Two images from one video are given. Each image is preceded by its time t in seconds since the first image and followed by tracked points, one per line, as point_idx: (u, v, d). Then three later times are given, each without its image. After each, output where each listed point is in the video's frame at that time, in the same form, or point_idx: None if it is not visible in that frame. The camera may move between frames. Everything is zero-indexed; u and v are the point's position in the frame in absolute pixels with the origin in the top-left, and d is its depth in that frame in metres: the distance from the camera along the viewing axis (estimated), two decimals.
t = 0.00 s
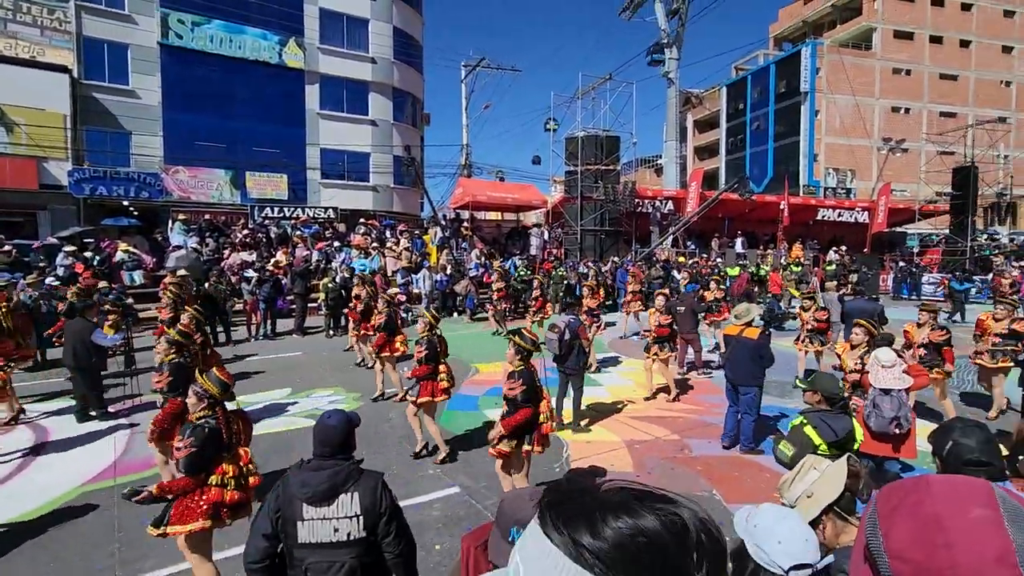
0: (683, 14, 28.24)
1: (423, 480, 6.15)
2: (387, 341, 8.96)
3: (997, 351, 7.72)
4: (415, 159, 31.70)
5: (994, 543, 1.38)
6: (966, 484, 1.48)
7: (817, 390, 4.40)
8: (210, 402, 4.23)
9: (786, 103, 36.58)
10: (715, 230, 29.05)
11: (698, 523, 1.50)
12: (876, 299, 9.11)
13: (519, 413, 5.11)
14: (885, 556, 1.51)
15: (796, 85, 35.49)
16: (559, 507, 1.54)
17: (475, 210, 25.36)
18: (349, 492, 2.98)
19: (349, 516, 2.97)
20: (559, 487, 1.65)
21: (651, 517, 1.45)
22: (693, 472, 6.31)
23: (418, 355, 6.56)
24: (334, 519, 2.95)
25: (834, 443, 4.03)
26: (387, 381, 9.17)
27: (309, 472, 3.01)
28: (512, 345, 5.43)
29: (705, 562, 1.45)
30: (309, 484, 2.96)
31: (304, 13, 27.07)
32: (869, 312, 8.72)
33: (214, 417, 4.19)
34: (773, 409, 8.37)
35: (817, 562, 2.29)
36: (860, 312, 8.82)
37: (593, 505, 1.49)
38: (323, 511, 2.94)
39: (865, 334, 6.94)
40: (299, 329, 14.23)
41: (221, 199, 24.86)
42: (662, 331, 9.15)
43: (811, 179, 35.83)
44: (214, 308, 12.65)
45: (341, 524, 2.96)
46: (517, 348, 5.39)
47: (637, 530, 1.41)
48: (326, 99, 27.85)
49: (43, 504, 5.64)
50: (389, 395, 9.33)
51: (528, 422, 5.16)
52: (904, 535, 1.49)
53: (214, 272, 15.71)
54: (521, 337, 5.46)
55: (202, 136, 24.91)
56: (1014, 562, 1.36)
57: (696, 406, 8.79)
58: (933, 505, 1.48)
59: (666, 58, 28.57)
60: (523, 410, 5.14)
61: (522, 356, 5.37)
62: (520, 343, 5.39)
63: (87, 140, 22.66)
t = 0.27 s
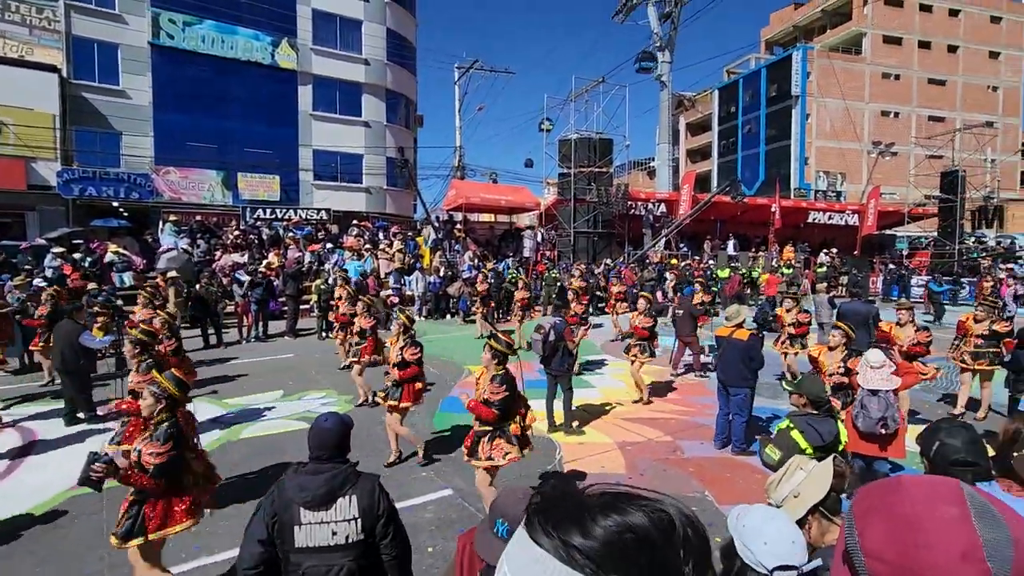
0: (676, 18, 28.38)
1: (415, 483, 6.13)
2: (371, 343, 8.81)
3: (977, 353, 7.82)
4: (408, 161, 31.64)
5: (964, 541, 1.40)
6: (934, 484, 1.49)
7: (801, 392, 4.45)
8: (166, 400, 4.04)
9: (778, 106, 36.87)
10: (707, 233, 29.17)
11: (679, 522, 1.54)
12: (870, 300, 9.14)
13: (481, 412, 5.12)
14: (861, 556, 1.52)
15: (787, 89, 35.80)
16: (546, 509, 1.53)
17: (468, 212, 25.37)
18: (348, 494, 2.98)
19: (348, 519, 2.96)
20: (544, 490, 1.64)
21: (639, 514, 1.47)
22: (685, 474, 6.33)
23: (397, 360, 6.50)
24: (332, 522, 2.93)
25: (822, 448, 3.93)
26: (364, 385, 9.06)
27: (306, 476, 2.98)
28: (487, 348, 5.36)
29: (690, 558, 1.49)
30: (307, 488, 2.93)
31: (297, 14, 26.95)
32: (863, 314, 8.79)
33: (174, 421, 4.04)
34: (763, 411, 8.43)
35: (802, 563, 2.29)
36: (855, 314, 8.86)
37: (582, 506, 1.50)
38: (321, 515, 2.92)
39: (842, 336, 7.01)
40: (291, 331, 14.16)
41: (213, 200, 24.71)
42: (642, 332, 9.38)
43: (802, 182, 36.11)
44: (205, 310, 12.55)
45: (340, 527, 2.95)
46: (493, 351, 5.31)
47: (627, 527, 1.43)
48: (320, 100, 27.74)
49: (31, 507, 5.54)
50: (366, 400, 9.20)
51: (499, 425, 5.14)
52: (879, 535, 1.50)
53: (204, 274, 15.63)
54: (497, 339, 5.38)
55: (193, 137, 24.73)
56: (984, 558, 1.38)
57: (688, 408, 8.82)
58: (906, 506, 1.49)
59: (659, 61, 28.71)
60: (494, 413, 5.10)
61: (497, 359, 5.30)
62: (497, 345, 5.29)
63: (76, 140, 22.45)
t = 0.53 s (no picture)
0: (670, 21, 28.53)
1: (408, 485, 6.09)
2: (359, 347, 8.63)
3: (965, 357, 7.86)
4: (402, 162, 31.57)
5: (938, 535, 1.43)
6: (907, 480, 1.52)
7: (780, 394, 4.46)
8: (124, 401, 4.17)
9: (771, 109, 37.09)
10: (700, 234, 29.20)
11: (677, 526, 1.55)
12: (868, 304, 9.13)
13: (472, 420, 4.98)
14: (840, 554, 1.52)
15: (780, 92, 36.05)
16: (543, 512, 1.56)
17: (462, 214, 25.37)
18: (349, 496, 2.97)
19: (348, 521, 2.95)
20: (540, 494, 1.68)
21: (635, 516, 1.50)
22: (678, 475, 6.34)
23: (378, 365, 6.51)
24: (333, 524, 2.92)
25: (800, 450, 3.79)
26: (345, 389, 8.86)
27: (305, 479, 2.96)
28: (463, 351, 5.22)
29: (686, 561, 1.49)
30: (307, 490, 2.92)
31: (291, 15, 26.86)
32: (859, 316, 8.84)
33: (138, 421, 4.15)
34: (755, 412, 8.45)
35: (789, 562, 2.30)
36: (852, 315, 8.94)
37: (578, 508, 1.53)
38: (321, 517, 2.90)
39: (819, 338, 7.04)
40: (283, 333, 14.07)
41: (205, 201, 24.57)
42: (635, 334, 9.38)
43: (795, 184, 36.31)
44: (197, 311, 12.42)
45: (340, 529, 2.93)
46: (468, 354, 5.18)
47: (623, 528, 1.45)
48: (313, 102, 27.66)
49: (18, 513, 5.47)
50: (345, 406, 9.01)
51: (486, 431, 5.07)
52: (857, 533, 1.50)
53: (196, 275, 15.53)
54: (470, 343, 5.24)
55: (185, 138, 24.59)
56: (957, 552, 1.42)
57: (680, 409, 8.84)
58: (881, 503, 1.50)
59: (652, 64, 28.84)
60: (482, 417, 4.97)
61: (474, 363, 5.19)
62: (470, 349, 5.17)
63: (67, 140, 22.29)
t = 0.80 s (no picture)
0: (665, 23, 28.61)
1: (404, 487, 6.09)
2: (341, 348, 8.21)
3: (944, 360, 7.94)
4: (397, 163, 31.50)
5: (934, 534, 1.44)
6: (903, 481, 1.53)
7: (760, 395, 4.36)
8: (83, 407, 3.96)
9: (765, 111, 37.27)
10: (695, 236, 29.30)
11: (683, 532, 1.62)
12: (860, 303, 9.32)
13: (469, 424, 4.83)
14: (839, 556, 1.49)
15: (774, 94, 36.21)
16: (552, 510, 1.59)
17: (457, 215, 25.35)
18: (352, 496, 3.00)
19: (351, 521, 2.97)
20: (545, 495, 1.71)
21: (645, 519, 1.56)
22: (673, 476, 6.37)
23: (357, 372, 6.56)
24: (336, 524, 2.93)
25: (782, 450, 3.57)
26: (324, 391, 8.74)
27: (307, 480, 2.96)
28: (438, 356, 4.98)
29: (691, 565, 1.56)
30: (310, 491, 2.92)
31: (285, 16, 26.76)
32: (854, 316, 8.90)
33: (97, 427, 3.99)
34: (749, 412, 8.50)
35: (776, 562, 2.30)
36: (847, 316, 9.01)
37: (588, 509, 1.57)
38: (324, 518, 2.91)
39: (796, 341, 7.17)
40: (277, 335, 14.01)
41: (199, 202, 24.46)
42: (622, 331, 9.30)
43: (788, 186, 36.49)
44: (191, 313, 12.32)
45: (343, 529, 2.94)
46: (443, 358, 4.95)
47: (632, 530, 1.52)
48: (308, 102, 27.58)
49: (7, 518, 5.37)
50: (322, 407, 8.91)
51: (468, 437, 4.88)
52: (854, 535, 1.49)
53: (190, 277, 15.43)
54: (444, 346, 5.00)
55: (179, 138, 24.47)
56: (956, 553, 1.42)
57: (676, 410, 8.88)
58: (875, 505, 1.50)
59: (647, 65, 28.92)
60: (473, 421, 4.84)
61: (449, 367, 4.98)
62: (446, 352, 4.95)
63: (59, 140, 22.13)
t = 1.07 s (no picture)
0: (661, 25, 28.69)
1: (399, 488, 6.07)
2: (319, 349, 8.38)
3: (933, 360, 7.88)
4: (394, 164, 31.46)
5: (936, 536, 1.44)
6: (904, 485, 1.53)
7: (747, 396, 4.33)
8: (34, 413, 3.88)
9: (760, 113, 37.42)
10: (691, 237, 29.38)
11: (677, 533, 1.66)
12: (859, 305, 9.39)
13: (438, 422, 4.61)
14: (839, 557, 1.46)
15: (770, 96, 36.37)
16: (543, 511, 1.73)
17: (453, 216, 25.35)
18: (354, 496, 3.03)
19: (353, 521, 3.00)
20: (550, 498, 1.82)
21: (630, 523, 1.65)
22: (669, 476, 6.38)
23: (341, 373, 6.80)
24: (338, 525, 2.95)
25: (769, 451, 3.66)
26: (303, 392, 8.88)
27: (308, 480, 2.96)
28: (411, 355, 5.00)
29: (678, 570, 1.60)
30: (312, 491, 2.91)
31: (282, 16, 26.72)
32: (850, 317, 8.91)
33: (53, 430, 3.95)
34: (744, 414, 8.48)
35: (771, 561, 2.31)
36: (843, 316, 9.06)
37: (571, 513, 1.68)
38: (327, 518, 2.93)
39: (774, 339, 7.09)
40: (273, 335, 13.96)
41: (195, 203, 24.38)
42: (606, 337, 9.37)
43: (784, 188, 36.60)
44: (186, 314, 12.26)
45: (344, 529, 2.97)
46: (417, 358, 4.98)
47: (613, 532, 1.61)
48: (304, 103, 27.53)
49: None
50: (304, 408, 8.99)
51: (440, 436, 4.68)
52: (855, 537, 1.46)
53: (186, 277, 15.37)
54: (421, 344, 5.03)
55: (174, 139, 24.39)
56: (957, 556, 1.43)
57: (672, 411, 8.89)
58: (875, 506, 1.49)
59: (643, 67, 29.01)
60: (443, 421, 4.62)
61: (424, 367, 5.00)
62: (421, 352, 4.99)
63: (53, 141, 22.04)
